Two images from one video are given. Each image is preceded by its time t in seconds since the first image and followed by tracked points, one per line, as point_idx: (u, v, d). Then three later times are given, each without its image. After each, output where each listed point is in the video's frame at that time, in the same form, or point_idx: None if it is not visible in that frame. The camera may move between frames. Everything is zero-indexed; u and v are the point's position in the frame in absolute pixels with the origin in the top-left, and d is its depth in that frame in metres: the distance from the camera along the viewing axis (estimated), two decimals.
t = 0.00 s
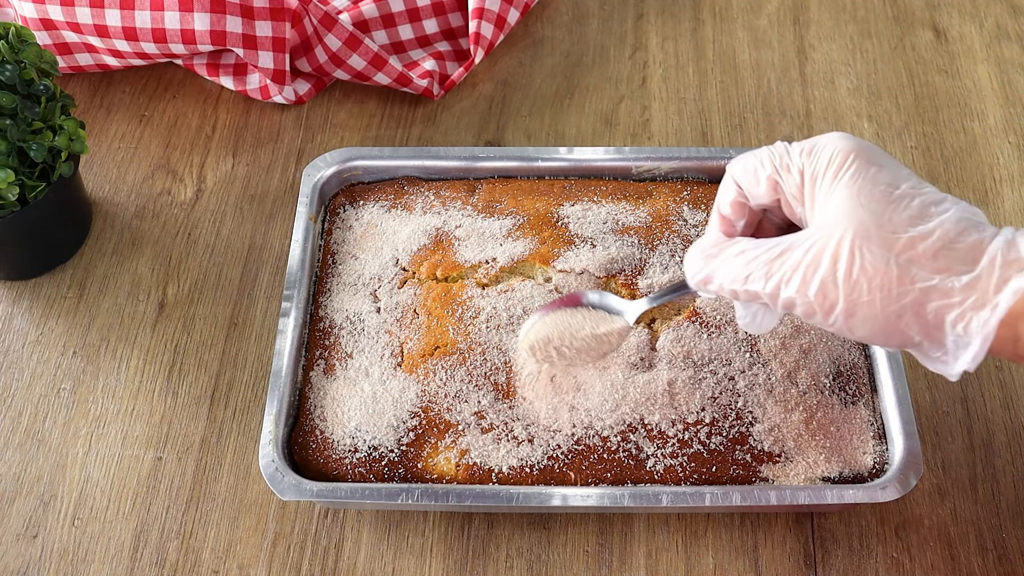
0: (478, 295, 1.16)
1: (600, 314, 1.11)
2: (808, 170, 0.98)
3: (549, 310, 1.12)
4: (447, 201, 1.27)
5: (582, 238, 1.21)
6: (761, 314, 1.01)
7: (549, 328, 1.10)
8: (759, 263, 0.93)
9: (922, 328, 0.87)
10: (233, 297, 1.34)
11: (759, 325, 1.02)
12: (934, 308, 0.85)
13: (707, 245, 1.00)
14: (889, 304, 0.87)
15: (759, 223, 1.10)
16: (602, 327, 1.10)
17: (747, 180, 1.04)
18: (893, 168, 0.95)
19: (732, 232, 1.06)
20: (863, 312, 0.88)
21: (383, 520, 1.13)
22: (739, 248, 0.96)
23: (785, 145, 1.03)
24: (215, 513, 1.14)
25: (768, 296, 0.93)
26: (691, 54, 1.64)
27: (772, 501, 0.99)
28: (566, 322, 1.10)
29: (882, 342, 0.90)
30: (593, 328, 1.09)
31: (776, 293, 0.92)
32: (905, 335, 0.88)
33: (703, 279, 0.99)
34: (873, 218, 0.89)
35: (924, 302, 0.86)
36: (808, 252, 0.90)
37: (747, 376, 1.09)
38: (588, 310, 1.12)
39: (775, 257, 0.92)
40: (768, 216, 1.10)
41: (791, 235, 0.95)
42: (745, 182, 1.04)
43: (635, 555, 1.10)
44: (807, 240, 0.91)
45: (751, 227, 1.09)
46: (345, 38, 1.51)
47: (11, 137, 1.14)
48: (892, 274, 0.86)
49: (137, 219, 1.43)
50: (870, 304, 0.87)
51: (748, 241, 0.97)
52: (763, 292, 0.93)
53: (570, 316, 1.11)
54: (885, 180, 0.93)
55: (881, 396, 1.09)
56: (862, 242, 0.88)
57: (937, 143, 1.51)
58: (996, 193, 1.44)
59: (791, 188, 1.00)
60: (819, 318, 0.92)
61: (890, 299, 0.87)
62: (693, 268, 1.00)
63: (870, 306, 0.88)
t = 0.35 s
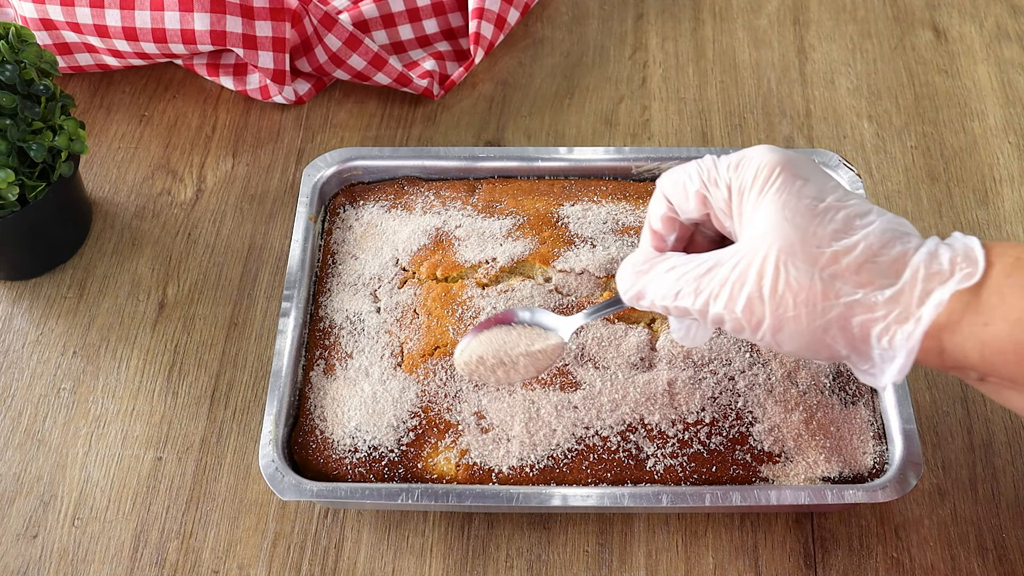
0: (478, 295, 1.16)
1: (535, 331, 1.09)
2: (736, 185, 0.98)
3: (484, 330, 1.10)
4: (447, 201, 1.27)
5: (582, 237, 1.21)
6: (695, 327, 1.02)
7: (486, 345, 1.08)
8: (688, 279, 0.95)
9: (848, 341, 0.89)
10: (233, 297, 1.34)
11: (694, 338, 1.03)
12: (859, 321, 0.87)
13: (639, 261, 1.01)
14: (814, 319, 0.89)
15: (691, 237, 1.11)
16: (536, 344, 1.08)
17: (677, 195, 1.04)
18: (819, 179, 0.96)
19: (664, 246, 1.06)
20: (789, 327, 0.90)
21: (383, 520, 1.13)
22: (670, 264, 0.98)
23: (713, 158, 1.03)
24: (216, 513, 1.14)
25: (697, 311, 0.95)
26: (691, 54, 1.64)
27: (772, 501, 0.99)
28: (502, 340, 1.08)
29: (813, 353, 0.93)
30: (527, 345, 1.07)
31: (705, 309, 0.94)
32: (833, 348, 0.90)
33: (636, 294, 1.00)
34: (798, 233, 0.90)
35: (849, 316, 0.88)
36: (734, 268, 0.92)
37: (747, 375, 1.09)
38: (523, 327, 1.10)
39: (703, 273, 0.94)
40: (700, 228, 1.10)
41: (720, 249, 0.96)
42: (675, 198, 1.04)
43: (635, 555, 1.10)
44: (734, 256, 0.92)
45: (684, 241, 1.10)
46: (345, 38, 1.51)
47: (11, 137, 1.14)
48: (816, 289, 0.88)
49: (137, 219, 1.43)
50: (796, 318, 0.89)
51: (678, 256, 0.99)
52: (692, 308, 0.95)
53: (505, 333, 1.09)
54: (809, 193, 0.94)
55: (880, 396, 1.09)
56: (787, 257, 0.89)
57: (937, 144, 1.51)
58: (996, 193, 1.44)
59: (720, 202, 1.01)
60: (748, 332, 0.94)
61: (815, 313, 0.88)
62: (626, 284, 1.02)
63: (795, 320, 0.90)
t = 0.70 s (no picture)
0: (478, 295, 1.16)
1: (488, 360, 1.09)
2: (680, 208, 1.00)
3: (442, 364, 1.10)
4: (447, 201, 1.27)
5: (582, 237, 1.21)
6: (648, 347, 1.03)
7: (443, 379, 1.08)
8: (636, 304, 0.96)
9: (794, 362, 0.90)
10: (233, 297, 1.34)
11: (648, 359, 1.04)
12: (804, 342, 0.88)
13: (589, 286, 1.02)
14: (759, 342, 0.89)
15: (638, 259, 1.12)
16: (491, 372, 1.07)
17: (623, 219, 1.06)
18: (762, 201, 0.98)
19: (614, 270, 1.07)
20: (736, 351, 0.90)
21: (383, 520, 1.13)
22: (619, 289, 0.99)
23: (658, 182, 1.04)
24: (215, 513, 1.14)
25: (647, 336, 0.95)
26: (691, 54, 1.64)
27: (772, 500, 0.99)
28: (459, 373, 1.08)
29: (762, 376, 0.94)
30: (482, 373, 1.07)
31: (654, 333, 0.94)
32: (780, 369, 0.91)
33: (587, 319, 1.01)
34: (741, 256, 0.91)
35: (794, 337, 0.88)
36: (680, 293, 0.92)
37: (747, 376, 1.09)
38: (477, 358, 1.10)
39: (650, 299, 0.95)
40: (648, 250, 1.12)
41: (667, 274, 0.97)
42: (622, 222, 1.06)
43: (635, 555, 1.10)
44: (680, 280, 0.93)
45: (632, 263, 1.11)
46: (345, 39, 1.51)
47: (11, 137, 1.14)
48: (759, 312, 0.89)
49: (137, 219, 1.43)
50: (742, 343, 0.90)
51: (626, 281, 1.00)
52: (641, 332, 0.95)
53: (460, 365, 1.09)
54: (751, 215, 0.96)
55: (880, 395, 1.09)
56: (731, 281, 0.90)
57: (937, 144, 1.51)
58: (996, 193, 1.44)
59: (665, 225, 1.03)
60: (696, 356, 0.94)
61: (760, 336, 0.89)
62: (577, 309, 1.02)
63: (742, 344, 0.90)
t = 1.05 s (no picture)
0: (478, 295, 1.16)
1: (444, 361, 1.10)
2: (625, 205, 0.99)
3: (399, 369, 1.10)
4: (447, 201, 1.27)
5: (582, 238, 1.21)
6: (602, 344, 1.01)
7: (398, 381, 1.08)
8: (585, 302, 0.97)
9: (742, 355, 0.90)
10: (233, 297, 1.34)
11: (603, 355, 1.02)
12: (750, 335, 0.88)
13: (540, 284, 1.03)
14: (707, 336, 0.90)
15: (589, 257, 1.12)
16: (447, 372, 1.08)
17: (571, 217, 1.05)
18: (708, 192, 0.97)
19: (564, 268, 1.08)
20: (684, 345, 0.91)
21: (383, 520, 1.13)
22: (569, 287, 1.00)
23: (605, 177, 1.03)
24: (215, 513, 1.14)
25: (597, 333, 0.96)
26: (691, 54, 1.64)
27: (772, 501, 0.99)
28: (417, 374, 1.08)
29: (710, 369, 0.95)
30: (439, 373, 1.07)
31: (604, 330, 0.96)
32: (729, 362, 0.92)
33: (539, 319, 1.02)
34: (686, 250, 0.91)
35: (740, 331, 0.89)
36: (627, 291, 0.93)
37: (747, 376, 1.09)
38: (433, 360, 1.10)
39: (599, 296, 0.96)
40: (599, 248, 1.12)
41: (616, 269, 0.97)
42: (571, 220, 1.05)
43: (635, 555, 1.10)
44: (627, 277, 0.94)
45: (583, 262, 1.11)
46: (345, 38, 1.51)
47: (11, 137, 1.14)
48: (705, 306, 0.89)
49: (137, 219, 1.43)
50: (690, 337, 0.90)
51: (576, 278, 1.01)
52: (591, 330, 0.96)
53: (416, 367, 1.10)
54: (696, 208, 0.95)
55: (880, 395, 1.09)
56: (676, 276, 0.91)
57: (937, 144, 1.51)
58: (996, 193, 1.44)
59: (612, 222, 1.02)
60: (647, 351, 0.95)
61: (707, 330, 0.89)
62: (529, 309, 1.03)
63: (690, 338, 0.91)
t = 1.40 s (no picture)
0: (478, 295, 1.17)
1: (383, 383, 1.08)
2: (537, 213, 1.01)
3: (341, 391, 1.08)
4: (447, 201, 1.27)
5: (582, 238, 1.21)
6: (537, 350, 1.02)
7: (337, 406, 1.05)
8: (506, 313, 0.99)
9: (661, 355, 0.94)
10: (233, 297, 1.34)
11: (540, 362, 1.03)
12: (666, 336, 0.91)
13: (462, 299, 1.05)
14: (624, 339, 0.93)
15: (512, 269, 1.13)
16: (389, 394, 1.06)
17: (488, 230, 1.06)
18: (616, 195, 1.00)
19: (486, 280, 1.09)
20: (603, 349, 0.95)
21: (383, 520, 1.13)
22: (489, 299, 1.02)
23: (515, 186, 1.05)
24: (215, 513, 1.14)
25: (520, 344, 0.99)
26: (691, 54, 1.64)
27: (772, 501, 0.99)
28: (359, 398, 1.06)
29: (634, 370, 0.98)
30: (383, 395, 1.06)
31: (526, 340, 0.98)
32: (649, 363, 0.95)
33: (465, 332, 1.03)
34: (596, 256, 0.95)
35: (655, 332, 0.92)
36: (543, 300, 0.96)
37: (747, 376, 1.09)
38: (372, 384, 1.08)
39: (519, 306, 0.98)
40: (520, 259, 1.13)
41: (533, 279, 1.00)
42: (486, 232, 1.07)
43: (635, 555, 1.10)
44: (543, 286, 0.97)
45: (505, 273, 1.12)
46: (345, 38, 1.51)
47: (11, 137, 1.14)
48: (619, 311, 0.92)
49: (137, 219, 1.43)
50: (608, 341, 0.94)
51: (496, 290, 1.03)
52: (514, 340, 0.99)
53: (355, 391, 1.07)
54: (604, 212, 0.98)
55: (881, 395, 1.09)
56: (589, 282, 0.94)
57: (937, 144, 1.51)
58: (996, 194, 1.44)
59: (526, 230, 1.03)
60: (569, 357, 0.99)
61: (623, 334, 0.93)
62: (454, 323, 1.05)
63: (608, 342, 0.94)
